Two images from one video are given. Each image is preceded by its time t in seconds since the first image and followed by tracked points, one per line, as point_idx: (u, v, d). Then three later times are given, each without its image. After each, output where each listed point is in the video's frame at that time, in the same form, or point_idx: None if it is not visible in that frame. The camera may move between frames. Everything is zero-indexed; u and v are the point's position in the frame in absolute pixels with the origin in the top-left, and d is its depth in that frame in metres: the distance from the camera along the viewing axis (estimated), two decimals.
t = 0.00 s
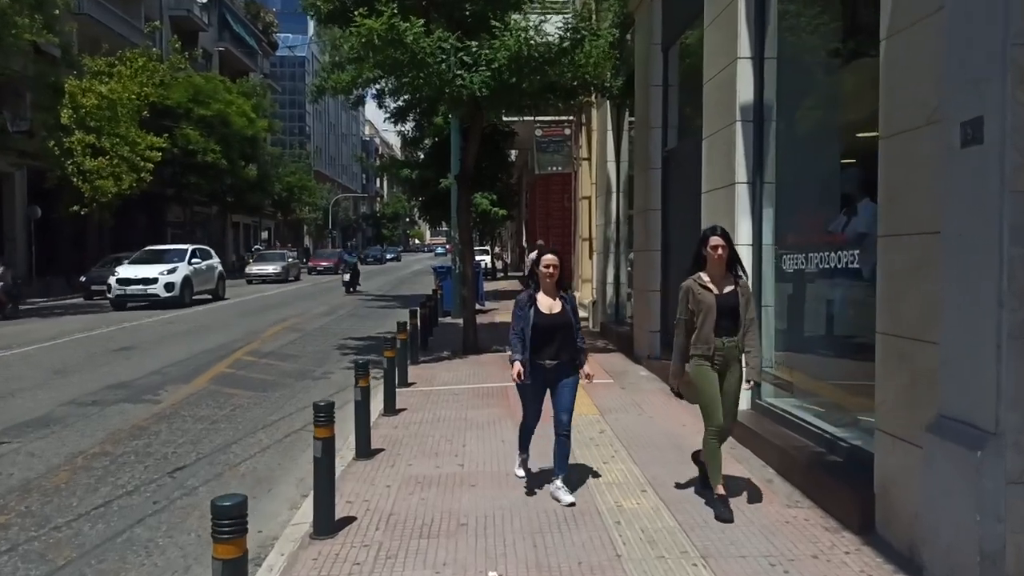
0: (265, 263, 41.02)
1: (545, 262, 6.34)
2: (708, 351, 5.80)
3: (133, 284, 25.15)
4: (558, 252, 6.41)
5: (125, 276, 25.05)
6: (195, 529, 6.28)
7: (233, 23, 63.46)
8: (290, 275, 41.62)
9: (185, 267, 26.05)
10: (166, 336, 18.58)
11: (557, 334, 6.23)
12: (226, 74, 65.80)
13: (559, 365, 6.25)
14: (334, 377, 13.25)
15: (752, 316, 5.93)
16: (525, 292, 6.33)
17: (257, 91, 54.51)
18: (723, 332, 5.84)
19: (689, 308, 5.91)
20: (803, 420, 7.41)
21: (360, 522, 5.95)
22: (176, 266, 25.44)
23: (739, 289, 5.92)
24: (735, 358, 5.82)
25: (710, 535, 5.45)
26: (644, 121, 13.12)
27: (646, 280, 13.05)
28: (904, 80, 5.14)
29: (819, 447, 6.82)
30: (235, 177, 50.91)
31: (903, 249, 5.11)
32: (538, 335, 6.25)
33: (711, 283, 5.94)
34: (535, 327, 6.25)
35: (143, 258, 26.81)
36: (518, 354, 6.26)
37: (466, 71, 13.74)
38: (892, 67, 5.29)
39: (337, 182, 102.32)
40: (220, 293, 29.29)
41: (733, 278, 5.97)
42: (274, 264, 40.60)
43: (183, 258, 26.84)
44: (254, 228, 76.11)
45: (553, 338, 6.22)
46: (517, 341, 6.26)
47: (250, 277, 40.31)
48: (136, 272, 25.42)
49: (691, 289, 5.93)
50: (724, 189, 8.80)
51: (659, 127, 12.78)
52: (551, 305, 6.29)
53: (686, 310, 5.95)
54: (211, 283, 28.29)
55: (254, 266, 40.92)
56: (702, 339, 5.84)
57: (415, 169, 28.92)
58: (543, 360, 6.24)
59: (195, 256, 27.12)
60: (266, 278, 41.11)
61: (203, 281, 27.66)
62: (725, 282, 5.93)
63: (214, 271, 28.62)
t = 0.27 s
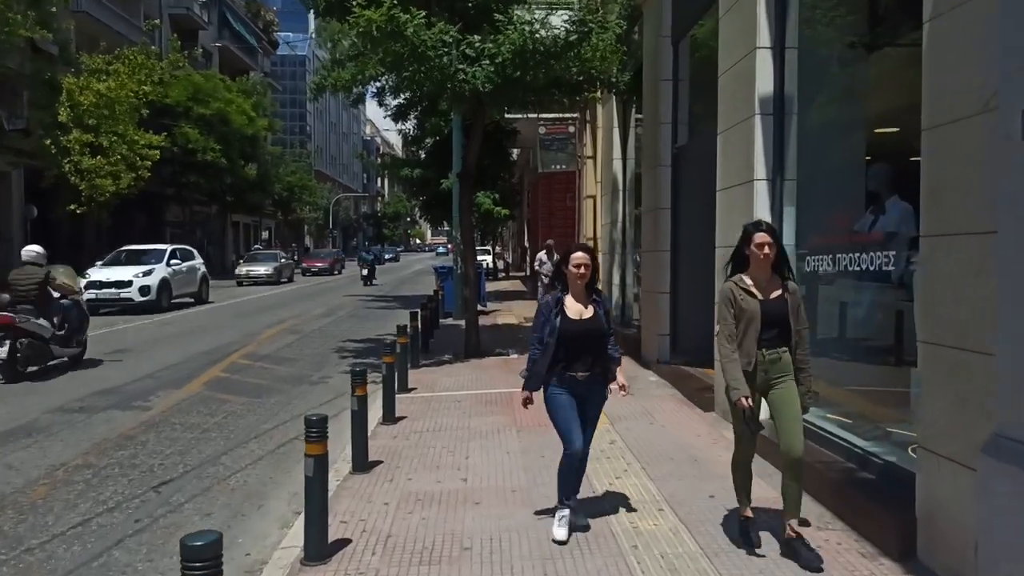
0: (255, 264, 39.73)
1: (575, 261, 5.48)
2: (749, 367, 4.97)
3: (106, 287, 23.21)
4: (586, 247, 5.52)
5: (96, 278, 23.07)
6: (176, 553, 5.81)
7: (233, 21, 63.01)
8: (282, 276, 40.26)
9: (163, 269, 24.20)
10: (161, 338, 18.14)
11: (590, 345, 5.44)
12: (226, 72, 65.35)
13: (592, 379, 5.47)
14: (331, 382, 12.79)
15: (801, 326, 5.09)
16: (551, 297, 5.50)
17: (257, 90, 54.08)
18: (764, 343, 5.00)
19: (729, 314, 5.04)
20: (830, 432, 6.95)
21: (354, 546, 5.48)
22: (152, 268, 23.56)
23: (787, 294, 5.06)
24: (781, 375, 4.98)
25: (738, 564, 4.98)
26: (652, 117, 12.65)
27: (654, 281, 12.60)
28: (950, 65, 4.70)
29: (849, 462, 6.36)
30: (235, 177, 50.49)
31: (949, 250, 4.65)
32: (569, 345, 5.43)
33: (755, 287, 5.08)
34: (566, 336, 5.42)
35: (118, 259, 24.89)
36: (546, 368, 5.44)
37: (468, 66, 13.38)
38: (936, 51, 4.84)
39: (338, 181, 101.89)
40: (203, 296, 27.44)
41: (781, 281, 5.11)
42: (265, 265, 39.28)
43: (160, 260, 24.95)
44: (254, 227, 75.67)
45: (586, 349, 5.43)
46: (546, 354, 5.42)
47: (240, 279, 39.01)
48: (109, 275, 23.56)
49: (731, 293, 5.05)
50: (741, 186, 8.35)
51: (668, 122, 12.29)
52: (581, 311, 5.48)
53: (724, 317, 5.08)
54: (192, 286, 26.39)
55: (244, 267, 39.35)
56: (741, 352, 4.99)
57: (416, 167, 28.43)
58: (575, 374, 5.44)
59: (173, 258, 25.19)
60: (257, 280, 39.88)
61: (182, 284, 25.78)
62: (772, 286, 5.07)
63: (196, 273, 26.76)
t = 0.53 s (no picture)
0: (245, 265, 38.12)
1: (609, 270, 4.65)
2: (825, 390, 4.22)
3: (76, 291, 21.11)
4: (621, 253, 4.70)
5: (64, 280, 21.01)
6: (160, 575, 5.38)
7: (231, 19, 62.57)
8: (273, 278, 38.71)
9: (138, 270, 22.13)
10: (156, 339, 17.71)
11: (630, 368, 4.61)
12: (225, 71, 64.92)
13: (635, 407, 4.64)
14: (330, 386, 12.35)
15: (885, 342, 4.32)
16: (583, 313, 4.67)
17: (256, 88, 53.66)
18: (843, 365, 4.23)
19: (801, 330, 4.26)
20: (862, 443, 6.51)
21: (352, 570, 5.03)
22: (124, 270, 21.10)
23: (867, 306, 4.30)
24: (865, 400, 4.21)
25: None
26: (662, 111, 12.20)
27: (663, 282, 12.17)
28: (1010, 46, 4.27)
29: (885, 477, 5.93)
30: (234, 175, 50.09)
31: (1011, 250, 4.22)
32: (606, 370, 4.60)
33: (829, 297, 4.31)
34: (601, 360, 4.59)
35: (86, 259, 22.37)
36: (579, 396, 4.64)
37: (471, 59, 13.00)
38: (993, 31, 4.41)
39: (338, 181, 101.46)
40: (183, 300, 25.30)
41: (858, 290, 4.35)
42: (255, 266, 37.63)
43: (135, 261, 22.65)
44: (253, 227, 75.21)
45: (626, 373, 4.60)
46: (577, 381, 4.62)
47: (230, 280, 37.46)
48: (75, 277, 20.92)
49: (803, 305, 4.27)
50: (762, 182, 7.91)
51: (679, 117, 11.83)
52: (618, 328, 4.66)
53: (794, 334, 4.29)
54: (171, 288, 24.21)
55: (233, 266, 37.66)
56: (819, 375, 4.23)
57: (417, 165, 27.92)
58: (614, 403, 4.61)
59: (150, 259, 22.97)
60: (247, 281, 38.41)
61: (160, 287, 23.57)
62: (848, 296, 4.31)
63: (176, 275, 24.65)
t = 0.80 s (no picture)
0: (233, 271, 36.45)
1: (654, 275, 4.03)
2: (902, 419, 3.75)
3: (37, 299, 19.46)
4: (668, 256, 4.09)
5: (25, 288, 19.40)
6: None
7: (229, 21, 62.25)
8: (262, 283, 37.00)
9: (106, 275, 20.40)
10: (149, 345, 17.33)
11: (676, 390, 3.99)
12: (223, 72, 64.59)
13: (684, 435, 4.00)
14: (326, 394, 11.97)
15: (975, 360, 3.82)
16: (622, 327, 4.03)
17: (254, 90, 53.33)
18: (924, 389, 3.76)
19: (868, 348, 3.82)
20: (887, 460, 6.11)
21: None
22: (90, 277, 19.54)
23: (957, 320, 3.82)
24: (947, 430, 3.75)
25: None
26: (669, 112, 11.87)
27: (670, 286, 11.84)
28: None
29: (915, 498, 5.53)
30: (231, 177, 49.74)
31: None
32: (649, 391, 3.97)
33: (913, 309, 3.84)
34: (644, 379, 3.96)
35: (55, 264, 20.81)
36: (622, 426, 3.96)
37: (471, 57, 12.66)
38: None
39: (337, 183, 101.09)
40: (161, 308, 23.46)
41: (947, 301, 3.86)
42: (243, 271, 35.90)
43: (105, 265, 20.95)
44: (251, 229, 74.84)
45: (673, 396, 3.98)
46: (616, 405, 3.94)
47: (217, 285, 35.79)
48: (39, 284, 19.47)
49: (875, 319, 3.83)
50: (776, 183, 7.56)
51: (686, 117, 11.49)
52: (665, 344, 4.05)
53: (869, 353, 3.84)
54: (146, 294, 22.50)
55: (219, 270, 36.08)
56: (894, 402, 3.76)
57: (416, 167, 27.54)
58: (657, 429, 3.96)
59: (123, 263, 21.18)
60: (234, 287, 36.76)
61: (133, 294, 21.64)
62: (935, 308, 3.84)
63: (153, 282, 22.78)
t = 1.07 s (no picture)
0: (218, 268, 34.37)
1: (735, 281, 3.36)
2: None
3: None
4: (753, 257, 3.42)
5: None
6: None
7: (227, 18, 61.83)
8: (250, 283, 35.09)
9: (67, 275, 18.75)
10: (140, 344, 16.93)
11: (761, 426, 3.31)
12: (221, 69, 64.19)
13: (773, 482, 3.34)
14: (320, 396, 11.56)
15: None
16: (700, 345, 3.34)
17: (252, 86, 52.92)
18: None
19: (975, 385, 2.97)
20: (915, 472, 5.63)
21: None
22: (49, 277, 17.89)
23: None
24: None
25: None
26: (674, 103, 11.46)
27: (675, 285, 11.45)
28: None
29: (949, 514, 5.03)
30: (228, 174, 49.31)
31: None
32: (729, 426, 3.29)
33: None
34: (728, 414, 3.28)
35: (14, 262, 19.08)
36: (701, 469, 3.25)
37: (469, 47, 12.25)
38: None
39: (336, 181, 100.68)
40: (131, 311, 21.71)
41: None
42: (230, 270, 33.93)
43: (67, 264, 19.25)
44: (250, 228, 74.48)
45: (759, 435, 3.30)
46: (690, 444, 3.26)
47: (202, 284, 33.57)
48: None
49: (988, 345, 2.94)
50: (791, 175, 7.15)
51: (692, 109, 11.07)
52: (749, 368, 3.37)
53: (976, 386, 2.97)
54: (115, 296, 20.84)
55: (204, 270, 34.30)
56: (1022, 454, 2.87)
57: (415, 163, 27.10)
58: (740, 482, 3.30)
59: (88, 262, 19.50)
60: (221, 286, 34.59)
61: (96, 295, 19.85)
62: None
63: (122, 282, 21.07)
